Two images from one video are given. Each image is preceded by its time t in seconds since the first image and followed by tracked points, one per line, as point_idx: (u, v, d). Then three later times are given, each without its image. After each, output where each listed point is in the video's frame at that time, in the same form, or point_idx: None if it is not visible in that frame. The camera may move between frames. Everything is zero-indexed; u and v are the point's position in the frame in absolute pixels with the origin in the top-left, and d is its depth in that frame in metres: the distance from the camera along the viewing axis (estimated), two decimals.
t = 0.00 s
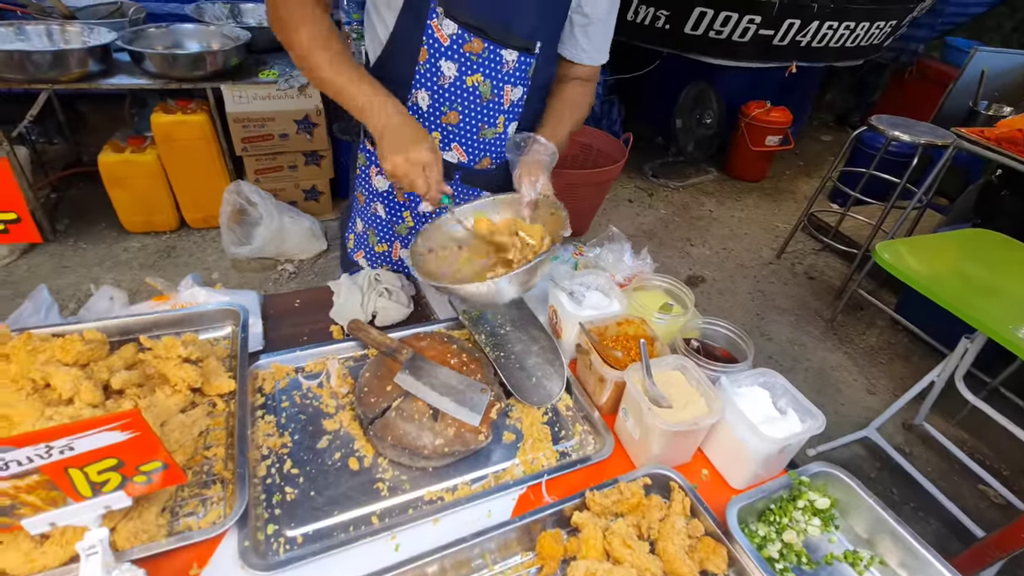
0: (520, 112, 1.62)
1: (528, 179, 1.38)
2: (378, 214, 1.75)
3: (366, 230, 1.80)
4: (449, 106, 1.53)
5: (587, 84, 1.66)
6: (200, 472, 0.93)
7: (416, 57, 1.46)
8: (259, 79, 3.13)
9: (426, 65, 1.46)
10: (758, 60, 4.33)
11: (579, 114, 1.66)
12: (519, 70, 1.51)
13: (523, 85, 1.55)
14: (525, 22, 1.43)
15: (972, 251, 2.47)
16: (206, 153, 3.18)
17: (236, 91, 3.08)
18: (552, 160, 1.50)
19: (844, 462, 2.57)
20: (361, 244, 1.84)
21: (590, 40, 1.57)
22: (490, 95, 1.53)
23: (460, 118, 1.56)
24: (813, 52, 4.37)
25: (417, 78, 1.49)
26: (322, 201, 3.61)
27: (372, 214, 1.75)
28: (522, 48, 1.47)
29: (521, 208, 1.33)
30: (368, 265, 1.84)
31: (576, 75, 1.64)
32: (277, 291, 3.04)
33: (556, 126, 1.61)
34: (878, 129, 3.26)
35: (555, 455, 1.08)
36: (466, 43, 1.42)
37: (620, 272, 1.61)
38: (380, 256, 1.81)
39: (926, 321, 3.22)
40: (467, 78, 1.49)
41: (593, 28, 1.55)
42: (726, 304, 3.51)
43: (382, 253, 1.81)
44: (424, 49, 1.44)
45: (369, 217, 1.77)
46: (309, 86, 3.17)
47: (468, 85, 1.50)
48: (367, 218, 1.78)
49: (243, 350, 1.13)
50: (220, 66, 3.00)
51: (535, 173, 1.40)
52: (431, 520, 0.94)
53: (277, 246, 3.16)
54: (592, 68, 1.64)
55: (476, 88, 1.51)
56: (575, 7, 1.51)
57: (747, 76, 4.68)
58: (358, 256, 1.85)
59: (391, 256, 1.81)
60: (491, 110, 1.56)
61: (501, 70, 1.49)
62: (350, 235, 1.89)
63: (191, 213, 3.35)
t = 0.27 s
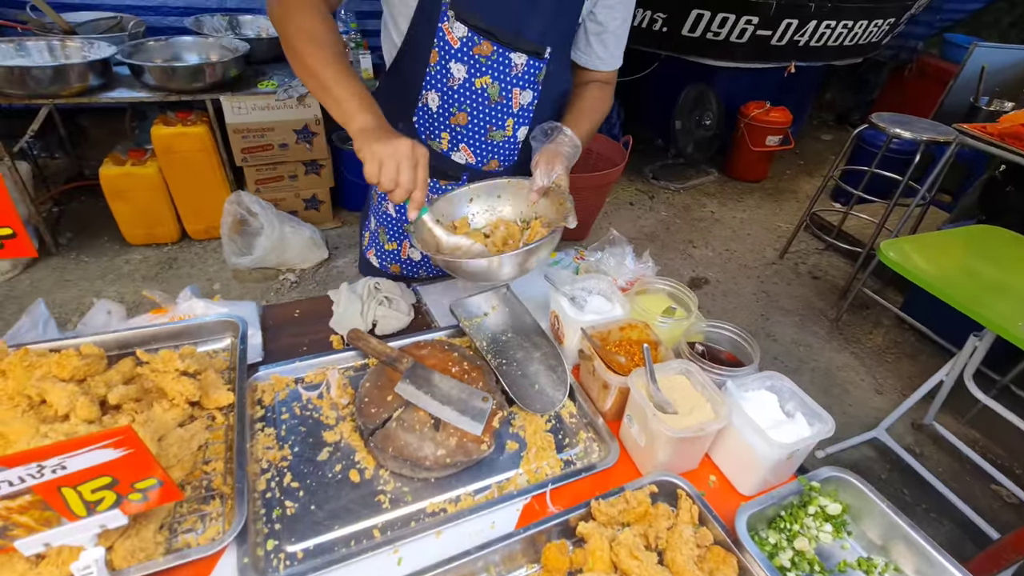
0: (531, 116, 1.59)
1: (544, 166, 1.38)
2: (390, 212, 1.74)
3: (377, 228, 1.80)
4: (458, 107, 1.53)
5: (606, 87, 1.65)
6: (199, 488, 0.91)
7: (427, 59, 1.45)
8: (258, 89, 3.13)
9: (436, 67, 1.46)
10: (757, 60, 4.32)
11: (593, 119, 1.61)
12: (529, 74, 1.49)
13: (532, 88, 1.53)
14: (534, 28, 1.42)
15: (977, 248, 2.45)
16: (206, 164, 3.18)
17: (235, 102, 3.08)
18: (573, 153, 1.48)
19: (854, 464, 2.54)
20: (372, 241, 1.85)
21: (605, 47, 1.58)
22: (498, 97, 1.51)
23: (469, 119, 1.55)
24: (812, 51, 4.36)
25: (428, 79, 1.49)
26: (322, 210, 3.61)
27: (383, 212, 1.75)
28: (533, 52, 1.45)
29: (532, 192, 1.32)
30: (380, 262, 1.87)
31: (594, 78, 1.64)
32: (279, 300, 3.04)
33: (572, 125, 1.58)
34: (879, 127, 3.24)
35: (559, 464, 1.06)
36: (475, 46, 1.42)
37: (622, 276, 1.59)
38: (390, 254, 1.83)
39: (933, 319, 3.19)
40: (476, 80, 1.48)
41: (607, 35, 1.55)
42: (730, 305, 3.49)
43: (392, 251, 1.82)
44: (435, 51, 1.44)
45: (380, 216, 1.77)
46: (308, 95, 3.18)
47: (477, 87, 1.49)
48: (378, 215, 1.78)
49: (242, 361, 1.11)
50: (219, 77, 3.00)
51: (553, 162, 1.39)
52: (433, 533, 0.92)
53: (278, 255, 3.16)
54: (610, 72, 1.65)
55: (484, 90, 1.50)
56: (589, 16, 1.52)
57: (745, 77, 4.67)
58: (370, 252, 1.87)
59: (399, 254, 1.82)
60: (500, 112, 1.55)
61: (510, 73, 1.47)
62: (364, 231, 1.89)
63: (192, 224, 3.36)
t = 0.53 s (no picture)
0: (536, 119, 1.57)
1: (528, 192, 1.35)
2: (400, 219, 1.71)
3: (388, 235, 1.76)
4: (465, 113, 1.51)
5: (602, 99, 1.61)
6: (192, 508, 0.89)
7: (433, 67, 1.44)
8: (252, 101, 3.13)
9: (442, 74, 1.45)
10: (752, 60, 4.31)
11: (588, 127, 1.58)
12: (533, 78, 1.47)
13: (537, 92, 1.51)
14: (538, 33, 1.41)
15: (979, 244, 2.43)
16: (201, 176, 3.17)
17: (229, 114, 3.07)
18: (553, 176, 1.45)
19: (861, 464, 2.50)
20: (383, 249, 1.81)
21: (601, 53, 1.54)
22: (503, 102, 1.50)
23: (476, 125, 1.53)
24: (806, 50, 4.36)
25: (434, 87, 1.48)
26: (319, 220, 3.59)
27: (394, 219, 1.71)
28: (536, 57, 1.44)
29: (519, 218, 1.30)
30: (391, 269, 1.82)
31: (591, 90, 1.60)
32: (277, 311, 3.01)
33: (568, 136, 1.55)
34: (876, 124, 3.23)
35: (561, 474, 1.03)
36: (480, 52, 1.40)
37: (622, 280, 1.57)
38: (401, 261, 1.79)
39: (936, 316, 3.16)
40: (481, 86, 1.46)
41: (604, 40, 1.52)
42: (731, 306, 3.46)
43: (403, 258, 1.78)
44: (440, 59, 1.42)
45: (391, 222, 1.74)
46: (302, 105, 3.17)
47: (483, 93, 1.47)
48: (388, 222, 1.74)
49: (235, 376, 1.09)
50: (213, 89, 2.99)
51: (536, 185, 1.37)
52: (433, 549, 0.89)
53: (275, 266, 3.14)
54: (606, 81, 1.61)
55: (490, 96, 1.48)
56: (585, 20, 1.49)
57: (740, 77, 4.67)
58: (380, 259, 1.83)
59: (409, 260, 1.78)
60: (506, 117, 1.53)
61: (514, 78, 1.46)
62: (374, 239, 1.86)
63: (189, 237, 3.34)
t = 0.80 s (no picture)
0: (532, 125, 1.56)
1: (540, 177, 1.34)
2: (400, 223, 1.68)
3: (388, 239, 1.75)
4: (461, 119, 1.50)
5: (603, 99, 1.62)
6: (190, 524, 0.88)
7: (429, 74, 1.44)
8: (248, 112, 3.13)
9: (438, 82, 1.44)
10: (747, 63, 4.32)
11: (591, 130, 1.57)
12: (529, 83, 1.47)
13: (533, 98, 1.51)
14: (532, 41, 1.41)
15: (978, 242, 2.42)
16: (199, 188, 3.17)
17: (226, 125, 3.08)
18: (570, 165, 1.45)
19: (865, 465, 2.49)
20: (384, 253, 1.79)
21: (599, 55, 1.55)
22: (500, 108, 1.49)
23: (472, 131, 1.52)
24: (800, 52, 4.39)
25: (431, 94, 1.47)
26: (317, 229, 3.59)
27: (394, 224, 1.69)
28: (531, 64, 1.44)
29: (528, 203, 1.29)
30: (391, 273, 1.81)
31: (592, 91, 1.61)
32: (276, 322, 3.00)
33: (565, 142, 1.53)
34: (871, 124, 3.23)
35: (563, 483, 1.02)
36: (476, 59, 1.40)
37: (620, 285, 1.57)
38: (401, 266, 1.77)
39: (937, 315, 3.16)
40: (477, 92, 1.46)
41: (601, 42, 1.53)
42: (731, 309, 3.45)
43: (403, 262, 1.76)
44: (437, 67, 1.42)
45: (390, 227, 1.72)
46: (299, 115, 3.18)
47: (479, 99, 1.47)
48: (388, 227, 1.73)
49: (233, 389, 1.08)
50: (209, 101, 2.99)
51: (550, 172, 1.36)
52: (435, 562, 0.88)
53: (274, 276, 3.13)
54: (605, 84, 1.61)
55: (485, 102, 1.48)
56: (580, 24, 1.50)
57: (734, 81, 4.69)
58: (382, 264, 1.81)
59: (410, 265, 1.76)
60: (502, 122, 1.52)
61: (510, 83, 1.45)
62: (375, 244, 1.84)
63: (187, 249, 3.33)
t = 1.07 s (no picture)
0: (533, 129, 1.56)
1: (528, 200, 1.33)
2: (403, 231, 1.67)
3: (391, 247, 1.73)
4: (463, 124, 1.50)
5: (595, 107, 1.60)
6: (184, 538, 0.86)
7: (429, 80, 1.43)
8: (246, 118, 3.13)
9: (439, 88, 1.44)
10: (744, 65, 4.32)
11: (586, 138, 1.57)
12: (530, 87, 1.46)
13: (534, 100, 1.50)
14: (532, 42, 1.39)
15: (978, 242, 2.41)
16: (196, 195, 3.16)
17: (223, 131, 3.07)
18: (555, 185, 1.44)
19: (868, 468, 2.47)
20: (386, 260, 1.78)
21: (595, 59, 1.53)
22: (500, 112, 1.49)
23: (474, 135, 1.52)
24: (798, 54, 4.39)
25: (431, 100, 1.46)
26: (315, 235, 3.58)
27: (396, 231, 1.68)
28: (532, 67, 1.43)
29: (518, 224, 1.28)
30: (394, 281, 1.80)
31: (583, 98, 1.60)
32: (274, 328, 2.99)
33: (560, 150, 1.53)
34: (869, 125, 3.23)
35: (565, 491, 1.01)
36: (476, 63, 1.40)
37: (620, 289, 1.56)
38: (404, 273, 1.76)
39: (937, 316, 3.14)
40: (478, 97, 1.46)
41: (597, 47, 1.51)
42: (731, 311, 3.44)
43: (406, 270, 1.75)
44: (437, 72, 1.41)
45: (393, 235, 1.70)
46: (296, 121, 3.18)
47: (480, 104, 1.47)
48: (390, 234, 1.71)
49: (228, 399, 1.06)
50: (205, 108, 2.99)
51: (536, 194, 1.35)
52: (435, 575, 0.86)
53: (272, 283, 3.12)
54: (599, 88, 1.60)
55: (487, 106, 1.47)
56: (578, 28, 1.48)
57: (731, 83, 4.69)
58: (384, 272, 1.80)
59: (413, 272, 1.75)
60: (504, 126, 1.51)
61: (510, 87, 1.45)
62: (376, 251, 1.83)
63: (185, 256, 3.32)
